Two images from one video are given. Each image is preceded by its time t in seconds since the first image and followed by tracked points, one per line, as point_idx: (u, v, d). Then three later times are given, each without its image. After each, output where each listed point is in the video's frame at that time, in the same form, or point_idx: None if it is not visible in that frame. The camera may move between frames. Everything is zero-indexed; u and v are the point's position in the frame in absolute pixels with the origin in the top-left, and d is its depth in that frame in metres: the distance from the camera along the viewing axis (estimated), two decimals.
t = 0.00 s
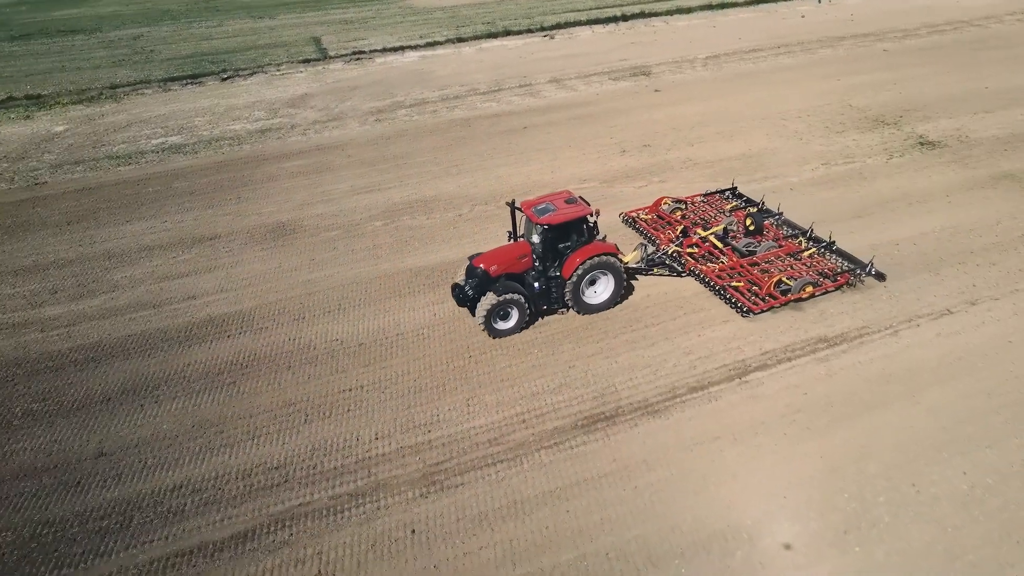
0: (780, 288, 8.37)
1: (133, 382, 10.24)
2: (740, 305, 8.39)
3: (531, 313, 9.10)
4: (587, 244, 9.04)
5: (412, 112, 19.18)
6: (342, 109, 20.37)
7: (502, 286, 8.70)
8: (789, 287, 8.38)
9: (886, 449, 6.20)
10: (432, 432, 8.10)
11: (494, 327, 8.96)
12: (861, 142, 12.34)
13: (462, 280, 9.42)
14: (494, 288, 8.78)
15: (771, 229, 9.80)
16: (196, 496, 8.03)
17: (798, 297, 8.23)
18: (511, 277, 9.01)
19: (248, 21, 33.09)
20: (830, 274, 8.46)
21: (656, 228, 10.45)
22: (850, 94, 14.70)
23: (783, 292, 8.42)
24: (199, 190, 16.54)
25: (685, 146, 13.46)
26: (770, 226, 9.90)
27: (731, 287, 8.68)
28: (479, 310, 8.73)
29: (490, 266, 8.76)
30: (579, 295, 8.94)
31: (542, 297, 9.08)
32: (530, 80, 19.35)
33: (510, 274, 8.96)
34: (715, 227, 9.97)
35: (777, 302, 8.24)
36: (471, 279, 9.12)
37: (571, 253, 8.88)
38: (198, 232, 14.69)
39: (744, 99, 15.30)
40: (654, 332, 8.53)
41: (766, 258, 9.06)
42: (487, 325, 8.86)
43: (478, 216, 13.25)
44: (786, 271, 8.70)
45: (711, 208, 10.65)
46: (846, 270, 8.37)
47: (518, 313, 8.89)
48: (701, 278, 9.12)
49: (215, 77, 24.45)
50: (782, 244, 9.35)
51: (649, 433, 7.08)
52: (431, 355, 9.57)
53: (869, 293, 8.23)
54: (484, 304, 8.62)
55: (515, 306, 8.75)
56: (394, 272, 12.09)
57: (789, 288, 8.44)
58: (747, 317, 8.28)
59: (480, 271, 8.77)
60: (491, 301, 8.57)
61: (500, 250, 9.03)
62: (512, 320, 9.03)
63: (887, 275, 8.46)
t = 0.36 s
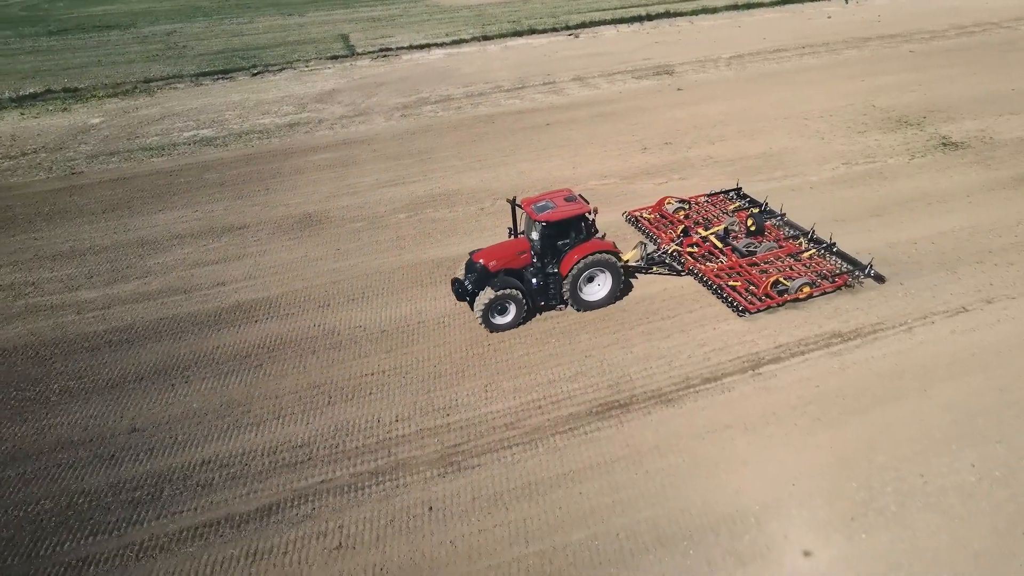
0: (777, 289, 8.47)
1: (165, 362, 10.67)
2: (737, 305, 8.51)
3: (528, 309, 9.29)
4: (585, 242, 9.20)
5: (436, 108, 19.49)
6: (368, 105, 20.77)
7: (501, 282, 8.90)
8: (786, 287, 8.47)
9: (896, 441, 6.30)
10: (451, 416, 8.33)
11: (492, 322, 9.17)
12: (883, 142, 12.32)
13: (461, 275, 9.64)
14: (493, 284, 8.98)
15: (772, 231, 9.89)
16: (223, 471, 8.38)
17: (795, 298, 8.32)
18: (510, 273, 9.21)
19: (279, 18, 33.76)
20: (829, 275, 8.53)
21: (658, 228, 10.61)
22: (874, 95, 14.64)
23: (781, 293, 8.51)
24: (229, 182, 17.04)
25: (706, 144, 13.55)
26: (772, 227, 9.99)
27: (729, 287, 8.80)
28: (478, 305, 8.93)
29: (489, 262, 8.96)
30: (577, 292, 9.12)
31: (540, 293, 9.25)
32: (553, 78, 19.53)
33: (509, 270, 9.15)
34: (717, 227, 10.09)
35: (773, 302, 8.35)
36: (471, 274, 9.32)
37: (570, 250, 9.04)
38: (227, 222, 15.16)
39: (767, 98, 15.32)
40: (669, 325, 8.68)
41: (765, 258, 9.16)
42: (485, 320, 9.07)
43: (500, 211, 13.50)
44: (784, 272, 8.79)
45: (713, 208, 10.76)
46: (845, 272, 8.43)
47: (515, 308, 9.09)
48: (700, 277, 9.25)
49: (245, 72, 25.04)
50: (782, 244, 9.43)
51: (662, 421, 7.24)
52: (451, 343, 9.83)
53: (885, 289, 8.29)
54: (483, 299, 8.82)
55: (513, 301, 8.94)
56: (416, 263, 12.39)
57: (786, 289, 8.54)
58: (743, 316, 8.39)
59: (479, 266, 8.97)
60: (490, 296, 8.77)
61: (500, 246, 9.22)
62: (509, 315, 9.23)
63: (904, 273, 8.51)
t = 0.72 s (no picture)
0: (769, 288, 8.57)
1: (190, 346, 11.05)
2: (728, 304, 8.63)
3: (522, 304, 9.53)
4: (579, 239, 9.43)
5: (457, 105, 19.76)
6: (391, 101, 21.11)
7: (494, 276, 9.18)
8: (778, 287, 8.56)
9: (901, 434, 6.39)
10: (465, 401, 8.55)
11: (486, 317, 9.42)
12: (901, 142, 12.30)
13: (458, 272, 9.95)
14: (487, 279, 9.27)
15: (768, 231, 9.97)
16: (244, 449, 8.70)
17: (786, 298, 8.43)
18: (505, 269, 9.49)
19: (304, 15, 34.33)
20: (822, 276, 8.60)
21: (657, 227, 10.75)
22: (894, 96, 14.58)
23: (773, 292, 8.61)
24: (254, 174, 17.46)
25: (723, 143, 13.62)
26: (769, 228, 10.07)
27: (722, 286, 8.93)
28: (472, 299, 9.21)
29: (483, 257, 9.26)
30: (569, 288, 9.31)
31: (533, 289, 9.51)
32: (573, 76, 19.70)
33: (503, 266, 9.43)
34: (714, 227, 10.19)
35: (764, 302, 8.46)
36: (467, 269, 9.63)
37: (563, 248, 9.29)
38: (251, 213, 15.57)
39: (786, 98, 15.33)
40: (681, 318, 8.82)
41: (759, 258, 9.25)
42: (479, 314, 9.33)
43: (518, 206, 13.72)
44: (777, 272, 8.87)
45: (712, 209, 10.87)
46: (837, 273, 8.52)
47: (509, 303, 9.33)
48: (695, 276, 9.38)
49: (271, 69, 25.55)
50: (778, 245, 9.53)
51: (669, 409, 7.40)
52: (465, 332, 10.07)
53: (896, 287, 8.34)
54: (476, 293, 9.10)
55: (506, 296, 9.20)
56: (434, 255, 12.66)
57: (778, 289, 8.63)
58: (734, 315, 8.51)
59: (474, 261, 9.28)
60: (483, 290, 9.05)
61: (496, 243, 9.53)
62: (503, 311, 9.48)
63: (916, 271, 8.55)
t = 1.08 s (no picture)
0: (759, 288, 8.66)
1: (210, 332, 11.37)
2: (718, 302, 8.73)
3: (514, 299, 9.74)
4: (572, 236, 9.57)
5: (474, 102, 19.98)
6: (409, 98, 21.39)
7: (487, 272, 9.41)
8: (767, 287, 8.65)
9: (903, 426, 6.48)
10: (476, 388, 8.74)
11: (478, 311, 9.67)
12: (916, 142, 12.29)
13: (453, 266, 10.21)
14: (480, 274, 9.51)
15: (762, 231, 10.04)
16: (260, 430, 8.97)
17: (775, 297, 8.52)
18: (498, 265, 9.71)
19: (326, 13, 34.79)
20: (812, 276, 8.67)
21: (653, 226, 10.87)
22: (911, 96, 14.53)
23: (762, 292, 8.70)
24: (274, 168, 17.82)
25: (737, 142, 13.68)
26: (763, 228, 10.14)
27: (713, 284, 9.04)
28: (465, 294, 9.46)
29: (476, 253, 9.49)
30: (561, 285, 9.50)
31: (525, 285, 9.73)
32: (590, 75, 19.82)
33: (496, 262, 9.65)
34: (708, 227, 10.29)
35: (753, 300, 8.56)
36: (461, 265, 9.88)
37: (556, 244, 9.45)
38: (271, 205, 15.90)
39: (801, 98, 15.34)
40: (689, 311, 8.93)
41: (751, 258, 9.34)
42: (471, 309, 9.58)
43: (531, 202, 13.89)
44: (767, 272, 8.96)
45: (708, 208, 10.97)
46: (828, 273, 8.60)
47: (501, 299, 9.56)
48: (687, 274, 9.49)
49: (292, 65, 25.97)
50: (771, 244, 9.62)
51: (675, 399, 7.53)
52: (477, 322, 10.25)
53: (904, 284, 8.39)
54: (469, 288, 9.35)
55: (498, 292, 9.43)
56: (448, 249, 12.88)
57: (768, 288, 8.72)
58: (723, 313, 8.61)
59: (467, 257, 9.53)
60: (475, 285, 9.30)
61: (489, 239, 9.76)
62: (495, 306, 9.71)
63: (925, 269, 8.59)
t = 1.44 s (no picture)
0: (746, 286, 8.79)
1: (229, 317, 11.71)
2: (706, 299, 8.86)
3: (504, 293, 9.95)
4: (562, 232, 9.81)
5: (492, 99, 20.20)
6: (428, 94, 21.69)
7: (478, 266, 9.64)
8: (755, 285, 8.78)
9: (904, 418, 6.60)
10: (485, 374, 8.95)
11: (469, 304, 9.89)
12: (931, 142, 12.27)
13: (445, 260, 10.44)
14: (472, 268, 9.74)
15: (754, 231, 10.17)
16: (276, 410, 9.26)
17: (763, 295, 8.65)
18: (490, 259, 9.94)
19: (349, 11, 35.24)
20: (800, 275, 8.80)
21: (647, 224, 11.02)
22: (929, 97, 14.47)
23: (750, 290, 8.83)
24: (295, 161, 18.19)
25: (752, 140, 13.74)
26: (755, 227, 10.26)
27: (702, 281, 9.16)
28: (457, 287, 9.68)
29: (468, 247, 9.72)
30: (551, 279, 9.74)
31: (516, 279, 9.89)
32: (607, 73, 19.95)
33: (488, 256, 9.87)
34: (700, 226, 10.43)
35: (740, 298, 8.68)
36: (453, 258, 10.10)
37: (547, 239, 9.67)
38: (291, 197, 16.26)
39: (818, 98, 15.34)
40: (697, 304, 9.05)
41: (741, 257, 9.47)
42: (462, 302, 9.79)
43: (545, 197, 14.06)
44: (755, 270, 9.08)
45: (702, 208, 11.11)
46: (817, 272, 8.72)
47: (492, 292, 9.78)
48: (677, 271, 9.62)
49: (315, 62, 26.40)
50: (762, 244, 9.74)
51: (680, 388, 7.67)
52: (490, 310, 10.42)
53: (912, 281, 8.45)
54: (460, 281, 9.57)
55: (488, 285, 9.66)
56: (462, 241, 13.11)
57: (756, 287, 8.85)
58: (711, 310, 8.75)
59: (459, 250, 9.76)
60: (466, 278, 9.53)
61: (482, 233, 9.99)
62: (486, 299, 9.93)
63: (933, 266, 8.64)
